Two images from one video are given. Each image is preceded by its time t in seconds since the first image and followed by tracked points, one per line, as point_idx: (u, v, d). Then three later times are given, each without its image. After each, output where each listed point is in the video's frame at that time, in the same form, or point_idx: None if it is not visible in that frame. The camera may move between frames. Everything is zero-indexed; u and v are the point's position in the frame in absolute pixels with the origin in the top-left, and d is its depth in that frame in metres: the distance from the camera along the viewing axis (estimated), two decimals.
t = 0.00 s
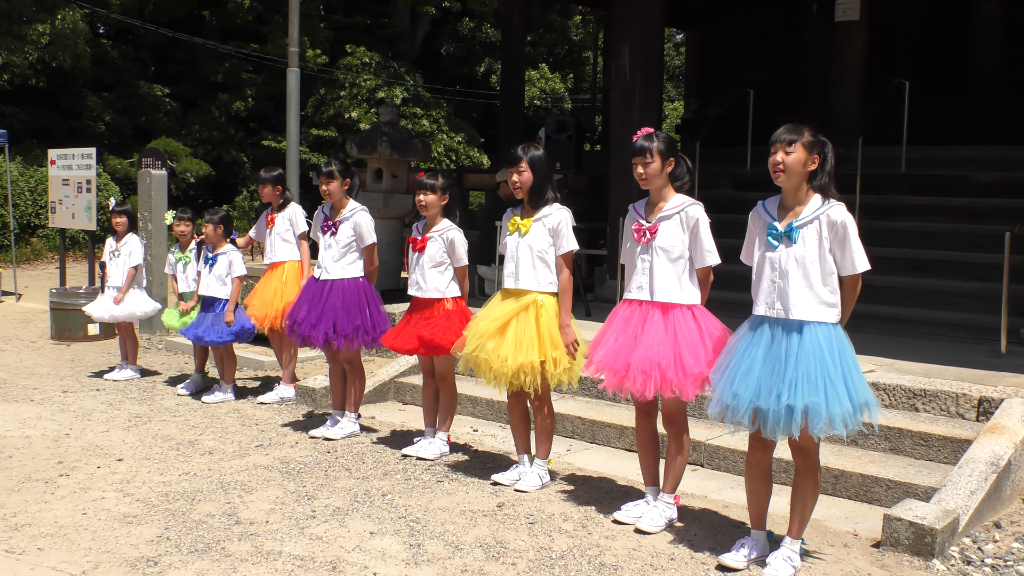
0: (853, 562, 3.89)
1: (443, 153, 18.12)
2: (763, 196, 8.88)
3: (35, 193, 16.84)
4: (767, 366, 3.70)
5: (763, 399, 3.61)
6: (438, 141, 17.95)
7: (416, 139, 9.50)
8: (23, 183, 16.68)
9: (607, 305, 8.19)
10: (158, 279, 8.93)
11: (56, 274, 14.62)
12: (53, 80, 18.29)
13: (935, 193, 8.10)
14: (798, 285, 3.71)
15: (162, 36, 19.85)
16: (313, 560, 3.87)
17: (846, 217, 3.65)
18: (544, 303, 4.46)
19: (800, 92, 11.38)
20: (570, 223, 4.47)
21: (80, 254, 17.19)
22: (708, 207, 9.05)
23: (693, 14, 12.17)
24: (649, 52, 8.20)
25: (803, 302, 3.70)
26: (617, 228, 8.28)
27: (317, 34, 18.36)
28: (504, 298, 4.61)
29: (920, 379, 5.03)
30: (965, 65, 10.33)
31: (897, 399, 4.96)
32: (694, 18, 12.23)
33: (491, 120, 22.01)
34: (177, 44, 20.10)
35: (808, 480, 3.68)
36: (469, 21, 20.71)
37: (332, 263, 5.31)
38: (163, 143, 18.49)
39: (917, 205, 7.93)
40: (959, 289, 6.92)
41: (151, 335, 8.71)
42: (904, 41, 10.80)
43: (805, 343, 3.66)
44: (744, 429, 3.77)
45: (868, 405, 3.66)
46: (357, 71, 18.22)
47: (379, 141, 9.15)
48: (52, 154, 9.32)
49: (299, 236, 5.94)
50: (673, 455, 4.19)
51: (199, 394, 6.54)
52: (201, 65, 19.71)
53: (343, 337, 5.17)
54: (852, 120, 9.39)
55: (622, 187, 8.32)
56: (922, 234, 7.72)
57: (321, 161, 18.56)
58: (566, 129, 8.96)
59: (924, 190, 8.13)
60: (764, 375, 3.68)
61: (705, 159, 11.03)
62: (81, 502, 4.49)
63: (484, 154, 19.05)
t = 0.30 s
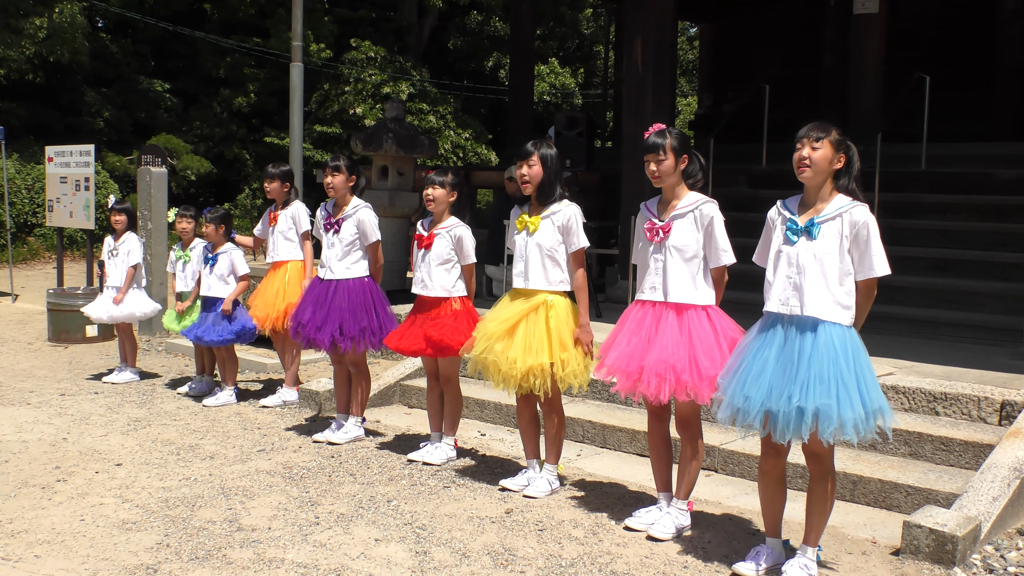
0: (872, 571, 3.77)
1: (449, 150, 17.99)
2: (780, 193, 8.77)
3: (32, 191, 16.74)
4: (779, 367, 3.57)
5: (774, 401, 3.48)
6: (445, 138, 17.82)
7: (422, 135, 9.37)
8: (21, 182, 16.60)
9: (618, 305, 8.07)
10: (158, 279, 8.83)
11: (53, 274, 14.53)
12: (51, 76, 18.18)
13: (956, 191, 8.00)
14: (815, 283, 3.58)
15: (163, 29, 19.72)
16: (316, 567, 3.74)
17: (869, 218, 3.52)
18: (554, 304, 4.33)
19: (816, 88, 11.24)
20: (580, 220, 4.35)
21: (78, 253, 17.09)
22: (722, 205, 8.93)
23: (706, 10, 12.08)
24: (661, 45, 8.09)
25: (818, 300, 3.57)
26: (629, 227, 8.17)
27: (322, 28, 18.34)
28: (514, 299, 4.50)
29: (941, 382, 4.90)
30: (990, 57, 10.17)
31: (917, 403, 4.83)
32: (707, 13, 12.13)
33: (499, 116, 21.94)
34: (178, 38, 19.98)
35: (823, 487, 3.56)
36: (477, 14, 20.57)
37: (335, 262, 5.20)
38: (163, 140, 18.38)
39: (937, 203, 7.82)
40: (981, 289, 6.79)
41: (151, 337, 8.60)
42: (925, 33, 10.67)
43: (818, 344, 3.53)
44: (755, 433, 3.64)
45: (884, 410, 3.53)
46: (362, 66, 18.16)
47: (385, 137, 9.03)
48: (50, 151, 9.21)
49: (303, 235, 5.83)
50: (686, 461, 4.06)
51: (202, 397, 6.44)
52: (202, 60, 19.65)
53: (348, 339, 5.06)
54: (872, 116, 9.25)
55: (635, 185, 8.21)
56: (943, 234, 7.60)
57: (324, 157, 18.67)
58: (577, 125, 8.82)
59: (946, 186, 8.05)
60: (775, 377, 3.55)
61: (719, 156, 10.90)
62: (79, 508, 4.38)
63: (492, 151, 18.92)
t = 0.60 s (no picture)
0: None
1: (449, 145, 17.89)
2: (787, 191, 8.67)
3: (21, 189, 16.60)
4: (786, 369, 3.45)
5: (781, 403, 3.36)
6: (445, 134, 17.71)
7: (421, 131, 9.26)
8: (10, 178, 16.48)
9: (621, 305, 7.96)
10: (149, 279, 8.72)
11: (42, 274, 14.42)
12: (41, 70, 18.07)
13: (969, 189, 7.92)
14: (824, 282, 3.46)
15: (155, 23, 19.63)
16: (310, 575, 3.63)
17: (879, 217, 3.39)
18: (554, 305, 4.22)
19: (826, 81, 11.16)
20: (584, 219, 4.23)
21: (67, 252, 16.95)
22: (729, 203, 8.83)
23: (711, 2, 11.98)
24: (666, 39, 7.97)
25: (826, 300, 3.45)
26: (633, 226, 8.07)
27: (318, 22, 18.14)
28: (513, 299, 4.39)
29: (953, 385, 4.78)
30: (1001, 47, 10.06)
31: (929, 406, 4.72)
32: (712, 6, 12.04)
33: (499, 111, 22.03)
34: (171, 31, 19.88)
35: (831, 493, 3.44)
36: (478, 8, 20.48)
37: (331, 262, 5.09)
38: (156, 136, 18.26)
39: (950, 201, 7.73)
40: (994, 289, 6.69)
41: (142, 338, 8.49)
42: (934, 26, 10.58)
43: (826, 344, 3.42)
44: (761, 436, 3.52)
45: (894, 415, 3.41)
46: (359, 60, 17.99)
47: (382, 133, 8.92)
48: (39, 148, 9.10)
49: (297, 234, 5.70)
50: (691, 466, 3.94)
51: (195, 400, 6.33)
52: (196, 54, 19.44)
53: (343, 340, 4.95)
54: (881, 111, 9.16)
55: (639, 182, 8.11)
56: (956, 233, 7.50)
57: (321, 153, 18.38)
58: (580, 121, 8.70)
59: (957, 183, 7.97)
60: (782, 378, 3.43)
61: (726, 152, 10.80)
62: (69, 514, 4.26)
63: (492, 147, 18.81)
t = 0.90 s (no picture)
0: None
1: (448, 142, 17.78)
2: (794, 189, 8.55)
3: (9, 186, 16.48)
4: (792, 371, 3.34)
5: (788, 406, 3.25)
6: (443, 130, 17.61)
7: (419, 127, 9.16)
8: None
9: (624, 305, 7.85)
10: (140, 279, 8.62)
11: (31, 274, 14.31)
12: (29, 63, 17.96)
13: (981, 187, 7.82)
14: (831, 284, 3.35)
15: (147, 15, 19.52)
16: None
17: (889, 216, 3.27)
18: (553, 305, 4.10)
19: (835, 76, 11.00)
20: (588, 219, 4.12)
21: (57, 251, 16.84)
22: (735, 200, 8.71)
23: None
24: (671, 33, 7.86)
25: (834, 301, 3.34)
26: (637, 224, 7.97)
27: (314, 14, 18.24)
28: (512, 298, 4.28)
29: (965, 387, 4.67)
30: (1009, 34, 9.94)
31: (940, 409, 4.61)
32: None
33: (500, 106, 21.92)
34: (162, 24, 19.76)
35: (840, 498, 3.33)
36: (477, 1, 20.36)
37: (326, 261, 4.98)
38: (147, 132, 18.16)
39: (961, 198, 7.63)
40: (1007, 289, 6.60)
41: (133, 340, 8.39)
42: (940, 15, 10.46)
43: (834, 346, 3.30)
44: (767, 440, 3.41)
45: (906, 418, 3.28)
46: (355, 55, 17.70)
47: (379, 129, 8.81)
48: (28, 145, 8.97)
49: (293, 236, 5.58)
50: (694, 472, 3.82)
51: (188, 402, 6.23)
52: (189, 48, 19.28)
53: (337, 342, 4.83)
54: (889, 107, 9.05)
55: (642, 179, 8.01)
56: (968, 231, 7.40)
57: (316, 149, 18.25)
58: (582, 116, 8.57)
59: (969, 181, 7.86)
60: (788, 380, 3.32)
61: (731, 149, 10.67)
62: (57, 520, 4.15)
63: (492, 143, 18.68)
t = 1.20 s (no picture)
0: None
1: (447, 139, 17.68)
2: (801, 186, 8.43)
3: None
4: (796, 372, 3.22)
5: (790, 409, 3.14)
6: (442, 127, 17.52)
7: (416, 124, 9.06)
8: None
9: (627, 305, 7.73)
10: (131, 279, 8.51)
11: (19, 275, 14.20)
12: (17, 58, 17.84)
13: (992, 184, 7.71)
14: (838, 285, 3.23)
15: (138, 8, 19.32)
16: None
17: (899, 217, 3.15)
18: (554, 306, 3.99)
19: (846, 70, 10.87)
20: (590, 217, 4.01)
21: (44, 250, 16.75)
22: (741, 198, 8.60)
23: None
24: (675, 26, 7.76)
25: (840, 303, 3.22)
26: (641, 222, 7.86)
27: (308, 8, 18.12)
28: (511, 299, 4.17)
29: (978, 391, 4.56)
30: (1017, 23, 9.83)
31: (952, 413, 4.50)
32: None
33: (500, 102, 21.81)
34: (154, 18, 19.62)
35: (846, 505, 3.21)
36: None
37: (321, 261, 4.86)
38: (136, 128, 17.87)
39: (973, 196, 7.53)
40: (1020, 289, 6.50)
41: (123, 341, 8.28)
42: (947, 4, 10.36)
43: (839, 346, 3.19)
44: (769, 444, 3.30)
45: (913, 422, 3.16)
46: (352, 48, 17.76)
47: (376, 125, 8.71)
48: (15, 141, 8.86)
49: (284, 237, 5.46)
50: (700, 478, 3.70)
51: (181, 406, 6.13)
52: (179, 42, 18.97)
53: (334, 343, 4.72)
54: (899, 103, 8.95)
55: (645, 176, 7.90)
56: (980, 230, 7.29)
57: (310, 146, 18.16)
58: (583, 113, 8.44)
59: (982, 178, 7.75)
60: (791, 383, 3.20)
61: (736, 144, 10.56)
62: (45, 526, 4.03)
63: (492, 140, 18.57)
